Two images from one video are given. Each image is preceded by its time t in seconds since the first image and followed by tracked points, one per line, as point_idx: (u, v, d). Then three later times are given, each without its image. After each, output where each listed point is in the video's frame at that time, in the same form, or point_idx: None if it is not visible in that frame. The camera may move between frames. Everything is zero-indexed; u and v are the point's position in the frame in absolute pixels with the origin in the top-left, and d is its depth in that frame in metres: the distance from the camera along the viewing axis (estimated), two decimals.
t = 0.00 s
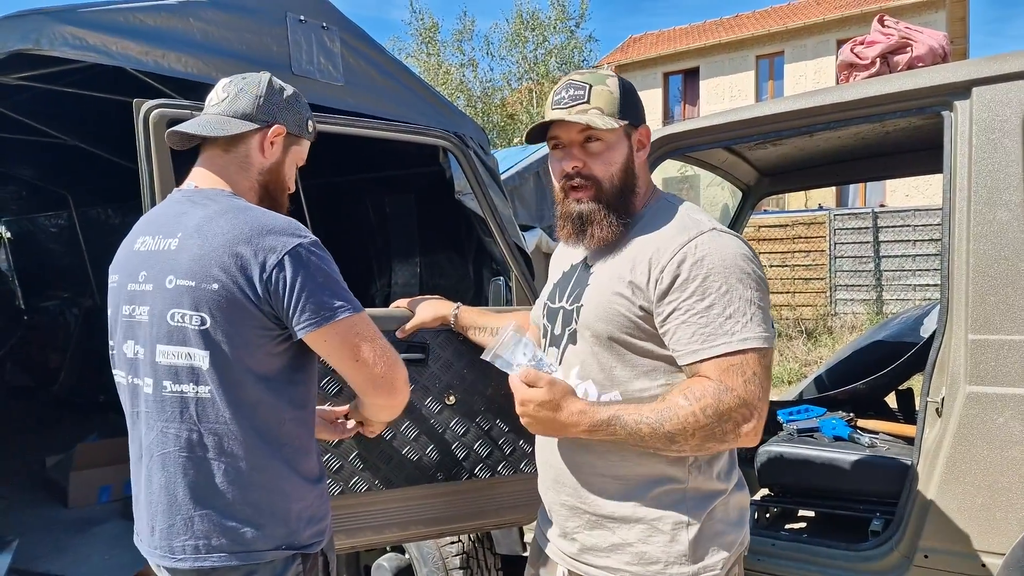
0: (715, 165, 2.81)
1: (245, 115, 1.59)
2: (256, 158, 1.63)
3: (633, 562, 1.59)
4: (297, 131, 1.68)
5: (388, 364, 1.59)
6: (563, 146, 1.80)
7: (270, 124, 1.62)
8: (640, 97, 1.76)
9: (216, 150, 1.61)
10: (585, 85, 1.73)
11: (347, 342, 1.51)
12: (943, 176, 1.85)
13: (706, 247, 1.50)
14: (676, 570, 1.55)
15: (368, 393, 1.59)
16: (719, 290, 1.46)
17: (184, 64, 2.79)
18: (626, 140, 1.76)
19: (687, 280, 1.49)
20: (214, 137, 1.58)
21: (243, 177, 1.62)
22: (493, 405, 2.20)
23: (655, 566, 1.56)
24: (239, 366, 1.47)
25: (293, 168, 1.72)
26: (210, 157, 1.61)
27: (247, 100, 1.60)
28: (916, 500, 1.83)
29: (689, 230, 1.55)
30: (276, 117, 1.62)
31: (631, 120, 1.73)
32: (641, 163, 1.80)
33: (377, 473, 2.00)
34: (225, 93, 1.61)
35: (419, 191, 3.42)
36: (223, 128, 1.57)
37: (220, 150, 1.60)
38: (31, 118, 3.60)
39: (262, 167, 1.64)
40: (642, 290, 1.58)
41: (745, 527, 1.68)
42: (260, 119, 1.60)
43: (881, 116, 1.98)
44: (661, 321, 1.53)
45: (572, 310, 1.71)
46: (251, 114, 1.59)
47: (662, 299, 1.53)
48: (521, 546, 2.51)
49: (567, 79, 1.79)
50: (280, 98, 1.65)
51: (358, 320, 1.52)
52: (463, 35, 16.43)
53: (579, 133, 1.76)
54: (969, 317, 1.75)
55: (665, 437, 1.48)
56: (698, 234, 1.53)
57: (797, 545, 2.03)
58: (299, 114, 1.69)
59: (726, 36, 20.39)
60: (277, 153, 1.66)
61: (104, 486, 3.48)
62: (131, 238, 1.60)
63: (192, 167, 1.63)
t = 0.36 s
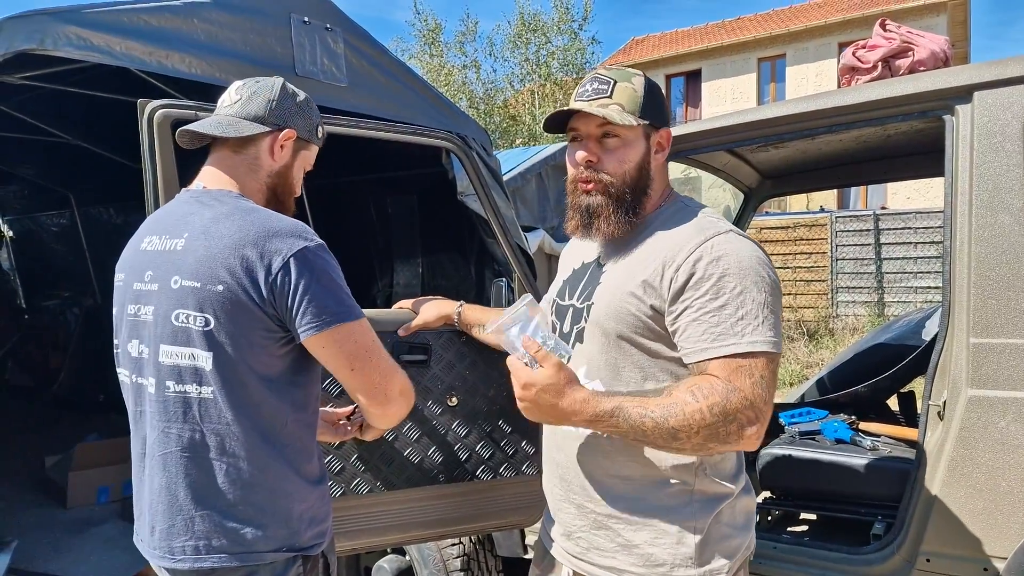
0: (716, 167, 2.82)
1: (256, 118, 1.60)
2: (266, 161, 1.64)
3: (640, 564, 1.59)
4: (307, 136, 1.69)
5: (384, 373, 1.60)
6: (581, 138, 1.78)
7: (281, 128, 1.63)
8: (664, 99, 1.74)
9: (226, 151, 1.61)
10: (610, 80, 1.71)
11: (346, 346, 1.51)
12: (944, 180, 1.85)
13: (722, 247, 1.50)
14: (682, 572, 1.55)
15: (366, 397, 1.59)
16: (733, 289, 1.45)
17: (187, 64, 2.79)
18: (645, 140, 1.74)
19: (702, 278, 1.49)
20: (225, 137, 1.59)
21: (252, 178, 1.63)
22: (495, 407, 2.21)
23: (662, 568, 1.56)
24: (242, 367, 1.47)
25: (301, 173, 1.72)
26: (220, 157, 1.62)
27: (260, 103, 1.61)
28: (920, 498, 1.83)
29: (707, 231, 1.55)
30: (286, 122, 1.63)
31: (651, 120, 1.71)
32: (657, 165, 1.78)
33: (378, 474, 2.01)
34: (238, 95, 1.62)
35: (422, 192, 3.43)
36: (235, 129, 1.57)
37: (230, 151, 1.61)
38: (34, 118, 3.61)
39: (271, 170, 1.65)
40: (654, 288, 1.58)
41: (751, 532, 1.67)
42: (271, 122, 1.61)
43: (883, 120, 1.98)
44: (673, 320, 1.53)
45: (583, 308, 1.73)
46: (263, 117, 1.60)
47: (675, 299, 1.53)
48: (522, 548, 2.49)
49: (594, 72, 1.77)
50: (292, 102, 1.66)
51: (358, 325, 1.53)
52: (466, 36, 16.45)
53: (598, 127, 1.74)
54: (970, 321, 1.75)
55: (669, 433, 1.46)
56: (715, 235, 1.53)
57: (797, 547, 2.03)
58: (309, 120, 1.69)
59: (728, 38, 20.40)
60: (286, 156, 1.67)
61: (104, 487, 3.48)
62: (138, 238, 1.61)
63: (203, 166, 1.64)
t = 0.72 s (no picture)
0: (718, 170, 2.82)
1: (263, 119, 1.60)
2: (271, 162, 1.64)
3: (648, 569, 1.58)
4: (314, 139, 1.69)
5: (392, 380, 1.59)
6: (600, 139, 1.77)
7: (288, 130, 1.63)
8: (680, 101, 1.76)
9: (232, 151, 1.62)
10: (630, 80, 1.71)
11: (346, 354, 1.51)
12: (946, 182, 1.86)
13: (738, 256, 1.50)
14: None
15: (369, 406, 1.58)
16: (752, 301, 1.46)
17: (190, 66, 2.80)
18: (663, 142, 1.75)
19: (719, 289, 1.49)
20: (232, 137, 1.60)
21: (257, 179, 1.63)
22: (498, 409, 2.21)
23: (671, 573, 1.56)
24: (236, 372, 1.47)
25: (307, 175, 1.73)
26: (226, 157, 1.63)
27: (267, 105, 1.61)
28: (921, 498, 1.83)
29: (721, 239, 1.55)
30: (293, 124, 1.64)
31: (670, 121, 1.72)
32: (672, 167, 1.79)
33: (382, 477, 2.01)
34: (246, 95, 1.63)
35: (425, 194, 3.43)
36: (241, 130, 1.58)
37: (236, 152, 1.62)
38: (37, 119, 3.62)
39: (276, 172, 1.65)
40: (670, 297, 1.58)
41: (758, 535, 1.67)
42: (278, 124, 1.61)
43: (884, 123, 1.98)
44: (690, 330, 1.53)
45: (593, 312, 1.72)
46: (270, 118, 1.61)
47: (692, 309, 1.53)
48: (523, 550, 2.51)
49: (609, 71, 1.76)
50: (300, 104, 1.66)
51: (358, 331, 1.53)
52: (467, 38, 16.47)
53: (619, 127, 1.73)
54: (971, 323, 1.76)
55: (696, 451, 1.45)
56: (730, 244, 1.53)
57: (799, 549, 2.04)
58: (317, 122, 1.70)
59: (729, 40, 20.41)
60: (292, 158, 1.67)
61: (106, 488, 3.49)
62: (138, 239, 1.62)
63: (208, 165, 1.65)
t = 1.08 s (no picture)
0: (719, 168, 2.82)
1: (264, 121, 1.60)
2: (271, 164, 1.64)
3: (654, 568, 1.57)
4: (315, 141, 1.69)
5: (393, 378, 1.58)
6: (598, 144, 1.75)
7: (288, 132, 1.63)
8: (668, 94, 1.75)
9: (233, 153, 1.62)
10: (620, 80, 1.69)
11: (347, 351, 1.51)
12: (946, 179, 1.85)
13: (743, 252, 1.49)
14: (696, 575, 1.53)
15: (369, 402, 1.58)
16: (758, 296, 1.44)
17: (188, 67, 2.80)
18: (658, 139, 1.76)
19: (725, 285, 1.48)
20: (232, 139, 1.60)
21: (257, 181, 1.63)
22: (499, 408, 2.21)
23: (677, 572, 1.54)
24: (237, 370, 1.47)
25: (308, 177, 1.73)
26: (227, 159, 1.63)
27: (267, 107, 1.62)
28: (925, 490, 1.83)
29: (723, 235, 1.54)
30: (294, 126, 1.64)
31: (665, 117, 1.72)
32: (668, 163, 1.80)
33: (382, 477, 2.01)
34: (247, 97, 1.63)
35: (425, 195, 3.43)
36: (241, 132, 1.58)
37: (236, 153, 1.62)
38: (37, 122, 3.63)
39: (276, 174, 1.65)
40: (677, 295, 1.56)
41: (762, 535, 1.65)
42: (278, 125, 1.62)
43: (885, 120, 1.98)
44: (698, 328, 1.51)
45: (595, 316, 1.71)
46: (270, 120, 1.61)
47: (700, 307, 1.51)
48: (526, 550, 2.48)
49: (595, 73, 1.73)
50: (301, 106, 1.67)
51: (364, 329, 1.53)
52: (467, 38, 16.47)
53: (617, 130, 1.72)
54: (973, 319, 1.76)
55: (709, 458, 1.42)
56: (734, 239, 1.52)
57: (802, 546, 2.03)
58: (317, 124, 1.70)
59: (728, 39, 20.41)
60: (292, 160, 1.67)
61: (108, 490, 3.50)
62: (139, 237, 1.62)
63: (207, 166, 1.65)
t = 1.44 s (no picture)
0: (719, 162, 2.81)
1: (259, 116, 1.60)
2: (267, 159, 1.63)
3: (661, 567, 1.55)
4: (311, 136, 1.69)
5: (390, 367, 1.60)
6: (568, 144, 1.80)
7: (283, 127, 1.62)
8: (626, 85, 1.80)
9: (229, 148, 1.61)
10: (574, 80, 1.76)
11: (349, 339, 1.50)
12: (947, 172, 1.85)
13: (749, 221, 1.49)
14: None
15: (361, 395, 1.59)
16: (776, 256, 1.42)
17: (185, 63, 2.79)
18: (627, 125, 1.79)
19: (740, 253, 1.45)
20: (226, 134, 1.59)
21: (253, 177, 1.62)
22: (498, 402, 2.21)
23: (686, 571, 1.52)
24: (233, 364, 1.46)
25: (304, 173, 1.72)
26: (223, 154, 1.62)
27: (262, 102, 1.61)
28: (925, 486, 1.82)
29: (724, 208, 1.54)
30: (290, 121, 1.63)
31: (626, 103, 1.76)
32: (643, 148, 1.82)
33: (381, 472, 2.01)
34: (242, 92, 1.63)
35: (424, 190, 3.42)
36: (236, 127, 1.58)
37: (232, 148, 1.61)
38: (34, 120, 3.62)
39: (271, 169, 1.65)
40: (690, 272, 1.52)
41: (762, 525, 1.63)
42: (273, 120, 1.61)
43: (885, 112, 1.97)
44: (720, 300, 1.46)
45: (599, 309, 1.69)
46: (265, 115, 1.60)
47: (717, 276, 1.47)
48: (527, 545, 2.49)
49: (552, 81, 1.81)
50: (296, 102, 1.66)
51: (361, 322, 1.53)
52: (466, 33, 16.43)
53: (581, 125, 1.77)
54: (974, 312, 1.75)
55: (783, 397, 1.28)
56: (737, 212, 1.52)
57: (801, 540, 2.03)
58: (313, 120, 1.69)
59: (728, 33, 20.36)
60: (288, 156, 1.66)
61: (110, 487, 3.51)
62: (135, 231, 1.62)
63: (203, 161, 1.64)
